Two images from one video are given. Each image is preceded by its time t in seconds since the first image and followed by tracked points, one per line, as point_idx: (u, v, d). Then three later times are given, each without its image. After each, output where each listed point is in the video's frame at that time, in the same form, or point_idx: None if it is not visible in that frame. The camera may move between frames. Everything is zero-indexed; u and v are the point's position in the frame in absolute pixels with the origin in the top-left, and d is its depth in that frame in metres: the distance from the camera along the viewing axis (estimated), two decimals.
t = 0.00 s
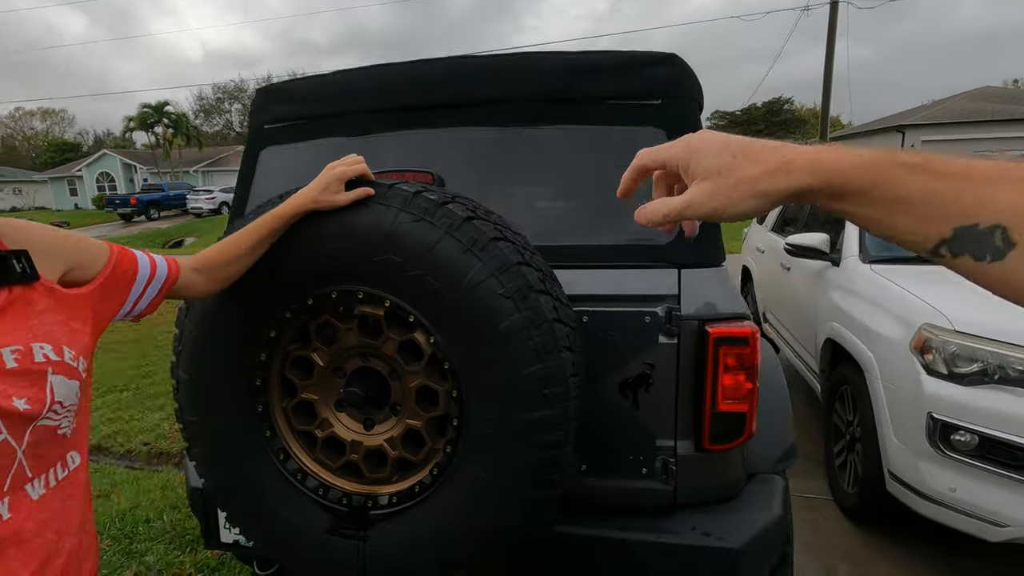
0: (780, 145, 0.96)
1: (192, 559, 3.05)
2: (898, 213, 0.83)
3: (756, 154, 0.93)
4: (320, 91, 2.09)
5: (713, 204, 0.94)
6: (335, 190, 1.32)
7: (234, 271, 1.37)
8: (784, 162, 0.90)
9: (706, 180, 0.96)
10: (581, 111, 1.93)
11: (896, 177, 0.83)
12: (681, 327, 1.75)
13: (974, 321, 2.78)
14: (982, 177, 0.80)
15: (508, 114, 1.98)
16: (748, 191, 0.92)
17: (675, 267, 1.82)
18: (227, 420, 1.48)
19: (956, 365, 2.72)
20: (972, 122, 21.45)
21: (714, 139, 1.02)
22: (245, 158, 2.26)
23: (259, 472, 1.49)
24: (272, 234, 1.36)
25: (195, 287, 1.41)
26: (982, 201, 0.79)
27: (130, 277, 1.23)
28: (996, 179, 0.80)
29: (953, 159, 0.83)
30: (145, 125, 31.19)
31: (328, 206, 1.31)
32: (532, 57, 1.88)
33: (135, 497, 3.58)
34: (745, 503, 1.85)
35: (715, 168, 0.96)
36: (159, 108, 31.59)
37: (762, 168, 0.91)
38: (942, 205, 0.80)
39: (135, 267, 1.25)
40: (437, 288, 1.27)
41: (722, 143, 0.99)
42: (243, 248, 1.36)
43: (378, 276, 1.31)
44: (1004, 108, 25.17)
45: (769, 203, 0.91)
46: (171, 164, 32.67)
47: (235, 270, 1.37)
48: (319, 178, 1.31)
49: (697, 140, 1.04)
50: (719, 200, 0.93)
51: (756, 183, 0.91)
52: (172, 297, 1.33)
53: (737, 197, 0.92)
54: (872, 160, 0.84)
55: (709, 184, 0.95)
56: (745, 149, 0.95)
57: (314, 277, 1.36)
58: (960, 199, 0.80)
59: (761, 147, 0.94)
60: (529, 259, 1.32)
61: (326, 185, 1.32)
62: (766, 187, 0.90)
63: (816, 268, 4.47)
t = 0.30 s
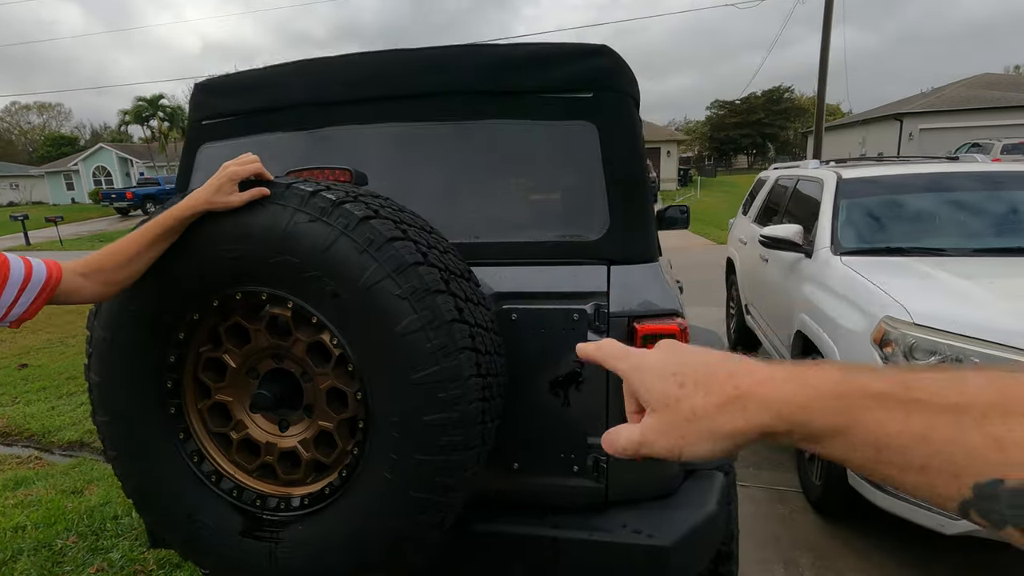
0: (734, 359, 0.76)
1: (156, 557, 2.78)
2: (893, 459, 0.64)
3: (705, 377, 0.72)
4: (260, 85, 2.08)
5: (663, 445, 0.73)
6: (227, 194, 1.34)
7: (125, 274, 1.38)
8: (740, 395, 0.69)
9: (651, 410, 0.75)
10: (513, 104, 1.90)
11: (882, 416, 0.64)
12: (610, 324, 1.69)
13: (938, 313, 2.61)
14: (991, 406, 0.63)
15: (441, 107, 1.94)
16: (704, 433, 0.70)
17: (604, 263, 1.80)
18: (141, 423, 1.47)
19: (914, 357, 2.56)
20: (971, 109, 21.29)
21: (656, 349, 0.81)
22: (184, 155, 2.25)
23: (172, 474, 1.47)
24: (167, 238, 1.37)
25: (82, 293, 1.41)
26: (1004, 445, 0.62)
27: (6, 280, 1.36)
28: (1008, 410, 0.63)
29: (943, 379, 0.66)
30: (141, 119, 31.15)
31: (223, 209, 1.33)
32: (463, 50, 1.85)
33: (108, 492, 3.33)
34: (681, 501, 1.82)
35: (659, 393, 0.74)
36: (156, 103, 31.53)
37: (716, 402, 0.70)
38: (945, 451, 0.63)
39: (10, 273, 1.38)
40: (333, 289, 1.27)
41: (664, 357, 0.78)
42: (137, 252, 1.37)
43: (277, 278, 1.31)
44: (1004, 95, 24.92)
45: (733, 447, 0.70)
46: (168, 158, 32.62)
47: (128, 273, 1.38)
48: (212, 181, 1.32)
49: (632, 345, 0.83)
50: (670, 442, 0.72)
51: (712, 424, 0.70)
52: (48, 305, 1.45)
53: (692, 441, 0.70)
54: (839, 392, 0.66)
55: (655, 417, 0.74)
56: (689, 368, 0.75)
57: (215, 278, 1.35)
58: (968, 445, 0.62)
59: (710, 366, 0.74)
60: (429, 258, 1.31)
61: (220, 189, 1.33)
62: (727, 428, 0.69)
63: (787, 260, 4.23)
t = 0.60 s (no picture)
0: (680, 410, 0.82)
1: (154, 549, 2.87)
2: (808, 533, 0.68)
3: (647, 430, 0.78)
4: (246, 93, 2.15)
5: (605, 490, 0.78)
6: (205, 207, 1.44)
7: (104, 279, 1.46)
8: (678, 453, 0.75)
9: (596, 454, 0.80)
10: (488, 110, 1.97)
11: (799, 487, 0.69)
12: (580, 325, 1.76)
13: (912, 308, 2.66)
14: (902, 487, 0.66)
15: (419, 113, 2.01)
16: (642, 485, 0.75)
17: (575, 266, 1.86)
18: (129, 421, 1.55)
19: (889, 352, 2.62)
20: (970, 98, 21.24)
21: (607, 391, 0.85)
22: (171, 161, 2.33)
23: (160, 471, 1.55)
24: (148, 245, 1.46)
25: (67, 299, 1.50)
26: (913, 530, 0.63)
27: None
28: (919, 490, 0.66)
29: (859, 453, 0.70)
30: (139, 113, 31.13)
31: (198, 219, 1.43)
32: (440, 59, 1.92)
33: (108, 485, 3.45)
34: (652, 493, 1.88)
35: (604, 441, 0.80)
36: (154, 97, 31.51)
37: (654, 456, 0.76)
38: (856, 528, 0.65)
39: None
40: (307, 296, 1.36)
41: (614, 401, 0.83)
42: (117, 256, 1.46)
43: (254, 285, 1.40)
44: (1005, 83, 24.78)
45: (670, 502, 0.75)
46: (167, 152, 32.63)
47: (106, 279, 1.46)
48: (193, 194, 1.43)
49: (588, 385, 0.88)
50: (611, 489, 0.78)
51: (650, 478, 0.75)
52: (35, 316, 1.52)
53: (631, 491, 0.76)
54: (765, 460, 0.71)
55: (598, 462, 0.80)
56: (635, 418, 0.80)
57: (196, 285, 1.43)
58: (880, 528, 0.64)
59: (655, 417, 0.79)
60: (398, 267, 1.40)
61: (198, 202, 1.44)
62: (664, 484, 0.74)
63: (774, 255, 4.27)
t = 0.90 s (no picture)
0: (664, 436, 0.82)
1: (159, 538, 2.91)
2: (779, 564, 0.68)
3: (630, 459, 0.78)
4: (245, 86, 2.17)
5: (591, 518, 0.79)
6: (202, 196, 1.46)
7: (106, 275, 1.46)
8: (660, 483, 0.75)
9: (582, 483, 0.81)
10: (484, 102, 1.99)
11: (769, 517, 0.69)
12: (577, 313, 1.79)
13: (907, 297, 2.69)
14: (862, 517, 0.66)
15: (415, 106, 2.03)
16: (626, 515, 0.76)
17: (572, 256, 1.88)
18: (135, 409, 1.58)
19: (884, 340, 2.65)
20: (970, 88, 21.22)
21: (593, 417, 0.86)
22: (170, 154, 2.35)
23: (166, 458, 1.59)
24: (147, 240, 1.47)
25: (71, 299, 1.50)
26: (873, 560, 0.62)
27: (9, 289, 1.38)
28: (877, 521, 0.65)
29: (824, 483, 0.71)
30: (136, 107, 31.04)
31: (196, 208, 1.45)
32: (437, 51, 1.94)
33: (111, 476, 3.49)
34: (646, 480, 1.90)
35: (589, 469, 0.81)
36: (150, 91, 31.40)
37: (637, 486, 0.76)
38: (820, 558, 0.65)
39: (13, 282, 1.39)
40: (308, 286, 1.39)
41: (598, 428, 0.84)
42: (118, 252, 1.47)
43: (256, 275, 1.43)
44: (1005, 73, 24.70)
45: (653, 530, 0.75)
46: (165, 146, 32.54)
47: (109, 275, 1.46)
48: (189, 185, 1.46)
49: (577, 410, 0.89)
50: (598, 517, 0.79)
51: (633, 507, 0.76)
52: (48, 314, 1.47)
53: (615, 520, 0.77)
54: (737, 488, 0.71)
55: (585, 489, 0.81)
56: (619, 446, 0.81)
57: (198, 275, 1.46)
58: (846, 561, 0.63)
59: (639, 445, 0.80)
60: (397, 256, 1.43)
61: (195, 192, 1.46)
62: (647, 513, 0.75)
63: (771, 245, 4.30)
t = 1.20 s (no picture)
0: (647, 411, 0.82)
1: (163, 532, 2.93)
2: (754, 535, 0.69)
3: (612, 431, 0.79)
4: (244, 80, 2.17)
5: (571, 487, 0.80)
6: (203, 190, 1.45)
7: (107, 274, 1.43)
8: (640, 454, 0.75)
9: (564, 453, 0.82)
10: (484, 95, 1.98)
11: (746, 489, 0.69)
12: (578, 306, 1.79)
13: (909, 288, 2.69)
14: (835, 488, 0.67)
15: (415, 100, 2.02)
16: (606, 484, 0.77)
17: (574, 249, 1.88)
18: (139, 405, 1.58)
19: (885, 332, 2.65)
20: (971, 79, 21.13)
21: (577, 390, 0.87)
22: (170, 150, 2.35)
23: (170, 453, 1.59)
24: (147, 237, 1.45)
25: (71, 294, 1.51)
26: (845, 528, 0.64)
27: (16, 288, 1.24)
28: (849, 491, 0.67)
29: (800, 455, 0.72)
30: (136, 103, 30.97)
31: (199, 203, 1.44)
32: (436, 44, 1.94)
33: (116, 472, 3.50)
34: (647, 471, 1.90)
35: (572, 439, 0.81)
36: (149, 87, 31.31)
37: (618, 456, 0.77)
38: (794, 528, 0.66)
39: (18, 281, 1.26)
40: (310, 280, 1.39)
41: (584, 398, 0.84)
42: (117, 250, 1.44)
43: (258, 270, 1.43)
44: (1008, 63, 24.59)
45: (631, 500, 0.76)
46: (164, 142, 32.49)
47: (109, 274, 1.43)
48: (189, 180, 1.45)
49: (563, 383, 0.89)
50: (578, 486, 0.80)
51: (613, 477, 0.76)
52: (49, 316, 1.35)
53: (595, 488, 0.77)
54: (714, 460, 0.72)
55: (567, 459, 0.82)
56: (602, 418, 0.81)
57: (201, 271, 1.46)
58: (815, 529, 0.64)
59: (621, 417, 0.80)
60: (399, 250, 1.43)
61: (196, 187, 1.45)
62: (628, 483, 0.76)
63: (773, 238, 4.29)
